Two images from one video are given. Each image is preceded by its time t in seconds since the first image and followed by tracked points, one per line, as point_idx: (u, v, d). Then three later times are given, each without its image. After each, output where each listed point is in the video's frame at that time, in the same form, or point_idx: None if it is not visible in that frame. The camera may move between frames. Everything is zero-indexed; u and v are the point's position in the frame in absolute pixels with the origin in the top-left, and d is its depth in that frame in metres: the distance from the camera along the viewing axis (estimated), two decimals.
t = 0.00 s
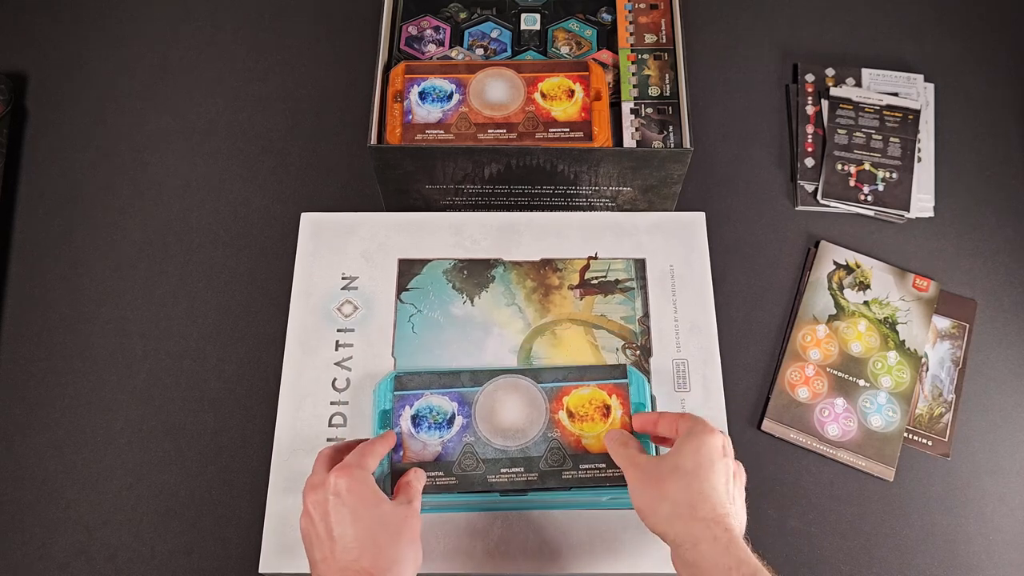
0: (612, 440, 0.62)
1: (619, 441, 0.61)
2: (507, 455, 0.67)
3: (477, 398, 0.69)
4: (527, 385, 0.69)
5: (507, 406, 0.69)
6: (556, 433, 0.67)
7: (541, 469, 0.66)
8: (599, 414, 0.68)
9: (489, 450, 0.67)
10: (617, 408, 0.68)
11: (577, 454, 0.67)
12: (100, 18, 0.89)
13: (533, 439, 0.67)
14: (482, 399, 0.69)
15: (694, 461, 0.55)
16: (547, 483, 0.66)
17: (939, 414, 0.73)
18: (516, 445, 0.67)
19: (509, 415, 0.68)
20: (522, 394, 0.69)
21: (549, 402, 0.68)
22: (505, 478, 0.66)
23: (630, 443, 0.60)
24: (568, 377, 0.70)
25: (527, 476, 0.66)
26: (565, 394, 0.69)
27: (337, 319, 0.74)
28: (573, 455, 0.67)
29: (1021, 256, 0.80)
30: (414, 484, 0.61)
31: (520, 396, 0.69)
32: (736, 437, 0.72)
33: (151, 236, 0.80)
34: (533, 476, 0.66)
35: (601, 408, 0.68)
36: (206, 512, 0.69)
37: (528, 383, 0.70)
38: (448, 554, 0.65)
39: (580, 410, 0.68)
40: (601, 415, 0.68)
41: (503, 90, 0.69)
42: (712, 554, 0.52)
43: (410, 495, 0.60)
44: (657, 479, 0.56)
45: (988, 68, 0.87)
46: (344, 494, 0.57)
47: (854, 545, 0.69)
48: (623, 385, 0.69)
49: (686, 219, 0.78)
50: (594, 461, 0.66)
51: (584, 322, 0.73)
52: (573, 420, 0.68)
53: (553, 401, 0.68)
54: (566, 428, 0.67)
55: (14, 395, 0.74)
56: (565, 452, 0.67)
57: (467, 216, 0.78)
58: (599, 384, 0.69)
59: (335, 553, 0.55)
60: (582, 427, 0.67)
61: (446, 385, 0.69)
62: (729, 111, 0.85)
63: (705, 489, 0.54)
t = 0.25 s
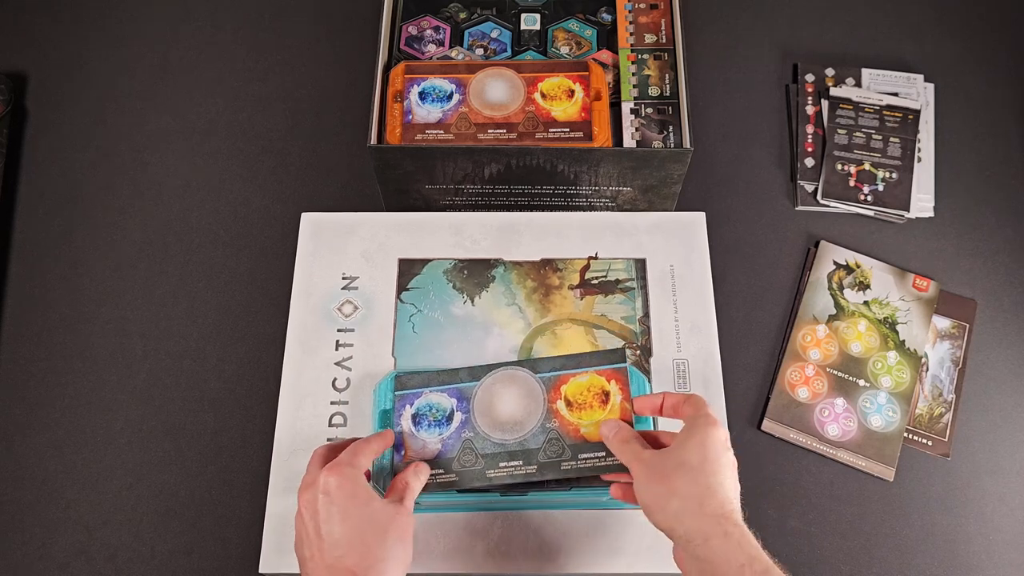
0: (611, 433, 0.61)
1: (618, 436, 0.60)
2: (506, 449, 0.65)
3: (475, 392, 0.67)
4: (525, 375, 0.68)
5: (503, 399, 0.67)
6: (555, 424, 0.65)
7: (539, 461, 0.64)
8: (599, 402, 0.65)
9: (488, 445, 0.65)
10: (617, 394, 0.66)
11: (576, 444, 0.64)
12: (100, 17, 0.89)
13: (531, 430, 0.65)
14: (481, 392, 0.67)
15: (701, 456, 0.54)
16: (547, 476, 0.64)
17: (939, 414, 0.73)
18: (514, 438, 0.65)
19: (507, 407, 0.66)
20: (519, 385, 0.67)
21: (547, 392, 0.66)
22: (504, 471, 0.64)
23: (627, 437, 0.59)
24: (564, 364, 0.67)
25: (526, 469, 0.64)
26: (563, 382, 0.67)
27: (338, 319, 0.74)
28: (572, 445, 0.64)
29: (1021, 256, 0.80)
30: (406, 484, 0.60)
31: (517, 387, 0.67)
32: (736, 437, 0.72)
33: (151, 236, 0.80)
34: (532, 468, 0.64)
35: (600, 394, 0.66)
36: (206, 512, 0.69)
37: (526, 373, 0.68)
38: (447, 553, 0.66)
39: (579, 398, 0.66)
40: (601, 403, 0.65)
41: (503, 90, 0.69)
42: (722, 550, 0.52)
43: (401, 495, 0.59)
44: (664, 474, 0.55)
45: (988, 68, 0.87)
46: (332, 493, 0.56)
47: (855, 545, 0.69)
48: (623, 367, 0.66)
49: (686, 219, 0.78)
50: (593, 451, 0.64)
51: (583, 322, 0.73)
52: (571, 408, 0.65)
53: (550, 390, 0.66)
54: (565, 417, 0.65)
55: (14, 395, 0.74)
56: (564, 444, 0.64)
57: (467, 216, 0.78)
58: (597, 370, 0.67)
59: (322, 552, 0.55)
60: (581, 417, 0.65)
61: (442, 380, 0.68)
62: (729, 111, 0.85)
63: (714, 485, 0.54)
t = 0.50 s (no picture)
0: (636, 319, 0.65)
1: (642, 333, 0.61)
2: (532, 327, 0.73)
3: (504, 273, 0.75)
4: (530, 375, 0.70)
5: (532, 282, 0.75)
6: (581, 308, 0.73)
7: (564, 341, 0.72)
8: (624, 290, 0.74)
9: (515, 322, 0.73)
10: (643, 285, 0.74)
11: (601, 327, 0.72)
12: (100, 17, 0.89)
13: (556, 312, 0.73)
14: (511, 273, 0.75)
15: (724, 330, 0.55)
16: (573, 355, 0.72)
17: (939, 414, 0.73)
18: (540, 317, 0.73)
19: (535, 289, 0.75)
20: (547, 270, 0.75)
21: (576, 277, 0.75)
22: (529, 348, 0.72)
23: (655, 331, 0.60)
24: (592, 257, 0.76)
25: (551, 345, 0.72)
26: (591, 271, 0.75)
27: (338, 319, 0.74)
28: (597, 327, 0.72)
29: (1021, 256, 0.80)
30: (371, 505, 0.54)
31: (547, 270, 0.75)
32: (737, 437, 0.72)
33: (152, 236, 0.80)
34: (557, 346, 0.72)
35: (625, 283, 0.74)
36: (206, 512, 0.69)
37: (555, 261, 0.76)
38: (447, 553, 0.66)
39: (605, 286, 0.74)
40: (626, 291, 0.74)
41: (503, 90, 0.69)
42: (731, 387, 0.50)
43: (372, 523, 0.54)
44: (686, 346, 0.55)
45: (988, 68, 0.87)
46: (296, 542, 0.52)
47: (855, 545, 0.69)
48: (649, 263, 0.75)
49: (686, 219, 0.78)
50: (618, 334, 0.72)
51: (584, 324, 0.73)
52: (597, 294, 0.74)
53: (578, 277, 0.75)
54: (591, 302, 0.73)
55: (14, 395, 0.74)
56: (589, 325, 0.72)
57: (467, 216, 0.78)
58: (625, 263, 0.75)
59: None
60: (608, 302, 0.73)
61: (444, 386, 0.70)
62: (729, 111, 0.85)
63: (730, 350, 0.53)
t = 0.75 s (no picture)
0: (616, 295, 0.67)
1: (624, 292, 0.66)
2: (524, 307, 0.72)
3: (499, 258, 0.75)
4: (530, 375, 0.70)
5: (524, 265, 0.74)
6: (569, 285, 0.72)
7: (554, 317, 0.72)
8: (609, 266, 0.73)
9: (509, 302, 0.73)
10: (627, 259, 0.73)
11: (587, 302, 0.72)
12: (100, 17, 0.89)
13: (546, 291, 0.73)
14: (505, 257, 0.75)
15: (691, 296, 0.61)
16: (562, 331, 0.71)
17: (940, 414, 0.73)
18: (532, 297, 0.73)
19: (527, 271, 0.74)
20: (539, 253, 0.74)
21: (562, 258, 0.74)
22: (522, 326, 0.72)
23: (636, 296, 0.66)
24: (580, 237, 0.74)
25: (542, 324, 0.72)
26: (578, 250, 0.74)
27: (338, 319, 0.74)
28: (584, 303, 0.72)
29: (1021, 256, 0.80)
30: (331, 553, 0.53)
31: (537, 254, 0.74)
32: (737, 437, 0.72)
33: (152, 236, 0.80)
34: (548, 323, 0.72)
35: (611, 260, 0.73)
36: (206, 512, 0.69)
37: (545, 243, 0.75)
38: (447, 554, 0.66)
39: (593, 265, 0.73)
40: (611, 266, 0.73)
41: (503, 90, 0.69)
42: (693, 355, 0.57)
43: (339, 557, 0.59)
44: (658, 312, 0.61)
45: (988, 68, 0.87)
46: None
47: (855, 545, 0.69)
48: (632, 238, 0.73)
49: (686, 219, 0.78)
50: (604, 308, 0.71)
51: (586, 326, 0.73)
52: (585, 272, 0.73)
53: (567, 257, 0.74)
54: (578, 280, 0.73)
55: (14, 395, 0.74)
56: (576, 302, 0.72)
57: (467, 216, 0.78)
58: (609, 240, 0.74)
59: None
60: (594, 279, 0.72)
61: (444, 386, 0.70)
62: (729, 111, 0.85)
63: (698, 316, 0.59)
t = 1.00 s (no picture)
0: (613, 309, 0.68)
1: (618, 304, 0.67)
2: (525, 321, 0.73)
3: (495, 274, 0.75)
4: (530, 375, 0.70)
5: (521, 279, 0.75)
6: (569, 299, 0.73)
7: (556, 331, 0.72)
8: (608, 280, 0.74)
9: (509, 318, 0.73)
10: (624, 273, 0.74)
11: (589, 315, 0.73)
12: (100, 17, 0.89)
13: (547, 305, 0.73)
14: (501, 274, 0.75)
15: (671, 306, 0.62)
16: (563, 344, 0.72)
17: (939, 414, 0.73)
18: (533, 311, 0.73)
19: (525, 286, 0.74)
20: (535, 268, 0.75)
21: (560, 273, 0.75)
22: (525, 341, 0.72)
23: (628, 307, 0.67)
24: (575, 252, 0.76)
25: (544, 337, 0.72)
26: (575, 265, 0.75)
27: (337, 319, 0.74)
28: (585, 317, 0.73)
29: (1021, 256, 0.80)
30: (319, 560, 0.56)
31: (533, 269, 0.75)
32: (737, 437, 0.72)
33: (151, 236, 0.80)
34: (550, 336, 0.72)
35: (608, 274, 0.74)
36: (206, 512, 0.69)
37: (540, 259, 0.76)
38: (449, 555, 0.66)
39: (591, 279, 0.74)
40: (610, 281, 0.74)
41: (503, 90, 0.69)
42: (672, 366, 0.58)
43: (340, 560, 0.59)
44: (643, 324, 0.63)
45: (988, 68, 0.87)
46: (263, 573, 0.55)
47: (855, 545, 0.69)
48: (628, 253, 0.75)
49: (686, 219, 0.78)
50: (605, 322, 0.72)
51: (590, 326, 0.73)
52: (583, 286, 0.74)
53: (564, 271, 0.75)
54: (578, 294, 0.74)
55: (14, 395, 0.74)
56: (578, 316, 0.73)
57: (467, 216, 0.78)
58: (606, 255, 0.75)
59: None
60: (593, 293, 0.73)
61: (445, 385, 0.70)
62: (729, 111, 0.85)
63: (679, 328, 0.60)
